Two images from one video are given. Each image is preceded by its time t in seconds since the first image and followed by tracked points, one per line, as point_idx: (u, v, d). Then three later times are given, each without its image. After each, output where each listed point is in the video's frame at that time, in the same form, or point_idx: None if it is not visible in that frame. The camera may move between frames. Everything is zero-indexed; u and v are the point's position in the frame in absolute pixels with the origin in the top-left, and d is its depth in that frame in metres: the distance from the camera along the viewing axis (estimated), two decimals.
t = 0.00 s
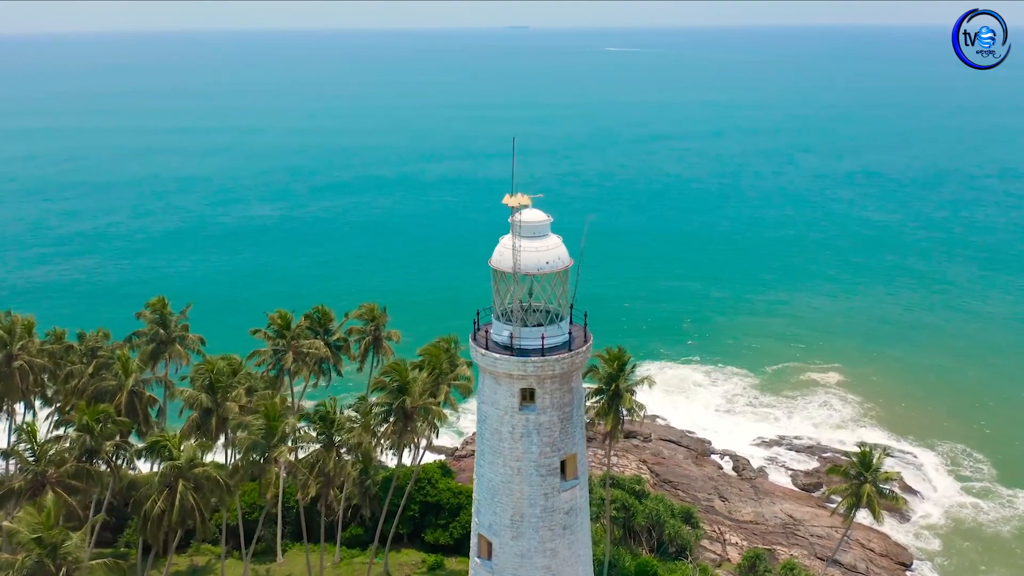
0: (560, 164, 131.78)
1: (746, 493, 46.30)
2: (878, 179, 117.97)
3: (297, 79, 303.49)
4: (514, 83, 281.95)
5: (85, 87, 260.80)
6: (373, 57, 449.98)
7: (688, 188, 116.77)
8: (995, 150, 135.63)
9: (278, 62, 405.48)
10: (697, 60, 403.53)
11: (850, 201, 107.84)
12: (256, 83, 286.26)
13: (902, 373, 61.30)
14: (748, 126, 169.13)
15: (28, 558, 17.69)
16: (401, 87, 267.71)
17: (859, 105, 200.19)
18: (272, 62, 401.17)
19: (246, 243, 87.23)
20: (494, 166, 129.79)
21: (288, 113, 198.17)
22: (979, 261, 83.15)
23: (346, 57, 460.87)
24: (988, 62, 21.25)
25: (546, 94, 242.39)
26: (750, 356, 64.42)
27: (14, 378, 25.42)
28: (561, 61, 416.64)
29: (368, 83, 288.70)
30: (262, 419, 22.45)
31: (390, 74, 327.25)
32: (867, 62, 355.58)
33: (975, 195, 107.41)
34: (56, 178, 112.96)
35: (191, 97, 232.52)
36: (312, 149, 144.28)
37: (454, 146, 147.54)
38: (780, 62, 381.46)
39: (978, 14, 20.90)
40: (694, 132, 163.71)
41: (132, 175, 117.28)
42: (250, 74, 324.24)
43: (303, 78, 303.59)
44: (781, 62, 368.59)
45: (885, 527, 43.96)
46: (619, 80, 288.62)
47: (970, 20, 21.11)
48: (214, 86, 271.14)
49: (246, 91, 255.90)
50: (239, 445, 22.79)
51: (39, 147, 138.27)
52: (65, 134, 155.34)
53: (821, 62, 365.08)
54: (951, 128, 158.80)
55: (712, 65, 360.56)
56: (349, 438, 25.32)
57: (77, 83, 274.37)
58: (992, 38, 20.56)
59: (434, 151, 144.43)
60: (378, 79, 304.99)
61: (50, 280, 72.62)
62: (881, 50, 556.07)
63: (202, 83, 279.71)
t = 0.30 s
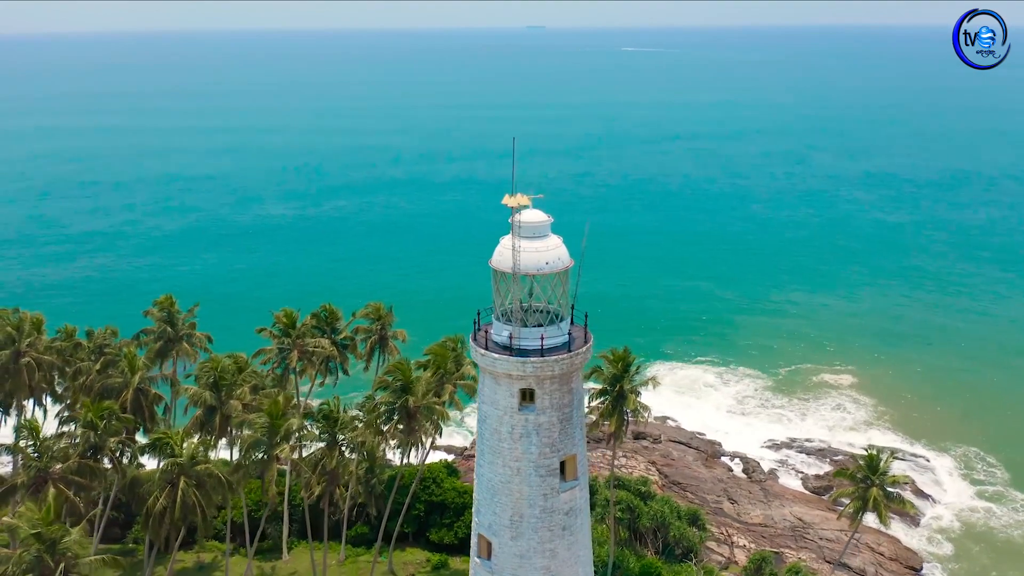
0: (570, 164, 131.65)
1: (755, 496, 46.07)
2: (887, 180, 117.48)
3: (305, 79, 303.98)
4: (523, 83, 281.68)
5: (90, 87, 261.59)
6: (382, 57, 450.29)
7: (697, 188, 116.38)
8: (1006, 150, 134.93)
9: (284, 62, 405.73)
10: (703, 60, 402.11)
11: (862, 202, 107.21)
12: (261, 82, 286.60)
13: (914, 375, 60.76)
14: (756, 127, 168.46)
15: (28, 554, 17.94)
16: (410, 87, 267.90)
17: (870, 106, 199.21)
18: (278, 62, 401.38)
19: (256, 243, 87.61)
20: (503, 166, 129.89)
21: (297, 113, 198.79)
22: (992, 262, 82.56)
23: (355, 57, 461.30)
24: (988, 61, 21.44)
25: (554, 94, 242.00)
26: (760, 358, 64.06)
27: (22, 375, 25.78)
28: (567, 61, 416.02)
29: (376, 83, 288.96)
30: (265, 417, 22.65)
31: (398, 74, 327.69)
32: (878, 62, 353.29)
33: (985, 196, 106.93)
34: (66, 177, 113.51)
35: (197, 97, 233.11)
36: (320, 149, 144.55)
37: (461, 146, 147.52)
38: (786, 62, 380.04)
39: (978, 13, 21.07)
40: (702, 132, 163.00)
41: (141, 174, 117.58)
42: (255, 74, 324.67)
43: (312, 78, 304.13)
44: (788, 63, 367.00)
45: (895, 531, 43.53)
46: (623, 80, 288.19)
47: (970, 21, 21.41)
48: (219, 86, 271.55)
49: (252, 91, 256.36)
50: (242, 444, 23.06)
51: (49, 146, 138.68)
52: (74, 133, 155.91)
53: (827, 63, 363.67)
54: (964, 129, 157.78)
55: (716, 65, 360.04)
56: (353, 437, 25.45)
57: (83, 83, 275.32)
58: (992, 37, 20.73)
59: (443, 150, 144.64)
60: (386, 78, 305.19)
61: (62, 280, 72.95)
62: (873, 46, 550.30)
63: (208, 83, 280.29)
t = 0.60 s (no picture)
0: (579, 165, 131.34)
1: (764, 498, 45.83)
2: (897, 181, 116.86)
3: (313, 79, 303.71)
4: (530, 83, 280.68)
5: (93, 87, 261.50)
6: (391, 57, 449.29)
7: (707, 189, 115.79)
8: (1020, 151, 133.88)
9: (289, 62, 404.81)
10: (710, 60, 400.54)
11: (873, 203, 106.46)
12: (264, 82, 286.24)
13: (928, 378, 60.16)
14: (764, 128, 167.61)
15: (26, 548, 18.11)
16: (418, 87, 267.40)
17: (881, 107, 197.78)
18: (282, 62, 400.35)
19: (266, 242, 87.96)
20: (511, 167, 129.71)
21: (306, 113, 198.82)
22: (1005, 264, 81.91)
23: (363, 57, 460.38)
24: (988, 62, 21.68)
25: (562, 95, 241.13)
26: (772, 360, 63.63)
27: (30, 372, 26.11)
28: (574, 61, 414.61)
29: (383, 83, 288.48)
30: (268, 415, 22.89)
31: (406, 75, 327.20)
32: (888, 63, 350.49)
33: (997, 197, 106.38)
34: (77, 177, 113.92)
35: (202, 97, 233.04)
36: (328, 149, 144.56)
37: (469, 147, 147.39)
38: (794, 62, 378.18)
39: (978, 13, 21.41)
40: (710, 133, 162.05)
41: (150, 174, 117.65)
42: (259, 74, 324.24)
43: (319, 79, 303.74)
44: (795, 64, 365.20)
45: (906, 535, 43.08)
46: (628, 81, 287.15)
47: (970, 21, 21.55)
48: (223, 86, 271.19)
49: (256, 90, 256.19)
50: (244, 442, 23.27)
51: (58, 146, 138.79)
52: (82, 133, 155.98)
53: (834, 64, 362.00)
54: (976, 130, 156.48)
55: (721, 65, 358.80)
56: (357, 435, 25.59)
57: (85, 83, 275.32)
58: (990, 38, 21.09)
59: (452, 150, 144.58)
60: (394, 78, 304.68)
61: (73, 279, 73.02)
62: (884, 46, 546.22)
63: (211, 83, 280.01)
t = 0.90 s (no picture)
0: (588, 165, 130.98)
1: (773, 500, 45.63)
2: (904, 182, 116.35)
3: (320, 79, 303.60)
4: (538, 83, 279.83)
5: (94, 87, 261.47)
6: (400, 57, 448.82)
7: (717, 190, 115.20)
8: None
9: (291, 62, 404.31)
10: (715, 59, 398.71)
11: (886, 204, 105.77)
12: (265, 82, 285.93)
13: (941, 381, 59.66)
14: (774, 128, 166.75)
15: (24, 543, 18.33)
16: (426, 87, 266.97)
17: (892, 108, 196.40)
18: (285, 62, 399.67)
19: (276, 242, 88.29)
20: (520, 167, 129.52)
21: (314, 113, 199.10)
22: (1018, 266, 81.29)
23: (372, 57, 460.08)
24: (989, 62, 21.89)
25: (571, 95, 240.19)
26: (784, 361, 63.25)
27: (37, 368, 26.42)
28: (572, 60, 410.02)
29: (391, 83, 288.08)
30: (271, 414, 23.07)
31: (413, 75, 326.67)
32: (899, 64, 347.85)
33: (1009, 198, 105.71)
34: (87, 176, 114.38)
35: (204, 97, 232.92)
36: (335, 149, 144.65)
37: (477, 146, 147.31)
38: (799, 62, 376.35)
39: (978, 14, 21.59)
40: (716, 134, 161.19)
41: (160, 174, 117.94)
42: (259, 73, 323.76)
43: (326, 79, 303.60)
44: (799, 64, 363.28)
45: (916, 538, 42.67)
46: (636, 81, 285.89)
47: (971, 22, 21.69)
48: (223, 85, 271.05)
49: (259, 90, 255.99)
50: (247, 440, 23.49)
51: (64, 146, 138.93)
52: (87, 133, 156.06)
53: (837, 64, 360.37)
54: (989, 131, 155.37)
55: (723, 65, 357.13)
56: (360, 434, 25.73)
57: (86, 82, 275.51)
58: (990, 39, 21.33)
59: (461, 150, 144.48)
60: (401, 78, 304.26)
61: (82, 279, 73.09)
62: (896, 46, 542.29)
63: (214, 82, 279.83)
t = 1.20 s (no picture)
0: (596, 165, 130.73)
1: (783, 503, 45.37)
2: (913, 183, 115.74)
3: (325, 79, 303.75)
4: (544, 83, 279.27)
5: (94, 87, 262.02)
6: (406, 57, 448.61)
7: (726, 190, 114.68)
8: None
9: (297, 62, 403.77)
10: (720, 59, 395.74)
11: (896, 205, 105.09)
12: (267, 82, 285.98)
13: (953, 384, 59.14)
14: (783, 128, 166.05)
15: (23, 538, 18.55)
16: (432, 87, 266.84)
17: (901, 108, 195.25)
18: (288, 62, 399.16)
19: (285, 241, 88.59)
20: (528, 167, 129.45)
21: (321, 113, 199.44)
22: None
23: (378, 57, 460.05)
24: (987, 62, 22.12)
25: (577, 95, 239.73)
26: (795, 363, 62.85)
27: (45, 365, 26.69)
28: (579, 60, 408.28)
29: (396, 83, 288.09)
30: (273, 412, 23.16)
31: (419, 75, 326.50)
32: (907, 64, 345.87)
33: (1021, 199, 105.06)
34: (96, 176, 114.86)
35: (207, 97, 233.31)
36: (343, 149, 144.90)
37: (485, 147, 147.32)
38: (804, 62, 374.36)
39: (977, 14, 21.71)
40: (723, 134, 160.47)
41: (168, 174, 118.32)
42: (262, 73, 323.42)
43: (331, 79, 303.76)
44: (802, 63, 358.34)
45: (927, 542, 42.22)
46: (642, 81, 284.99)
47: (971, 21, 21.78)
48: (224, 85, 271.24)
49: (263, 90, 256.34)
50: (250, 438, 23.64)
51: (74, 146, 139.53)
52: (93, 133, 156.51)
53: (840, 64, 358.38)
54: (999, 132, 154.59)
55: (729, 65, 355.30)
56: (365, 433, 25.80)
57: (89, 83, 275.06)
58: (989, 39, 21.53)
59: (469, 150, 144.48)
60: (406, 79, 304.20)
61: (91, 279, 73.34)
62: (906, 47, 539.15)
63: (218, 83, 280.18)
